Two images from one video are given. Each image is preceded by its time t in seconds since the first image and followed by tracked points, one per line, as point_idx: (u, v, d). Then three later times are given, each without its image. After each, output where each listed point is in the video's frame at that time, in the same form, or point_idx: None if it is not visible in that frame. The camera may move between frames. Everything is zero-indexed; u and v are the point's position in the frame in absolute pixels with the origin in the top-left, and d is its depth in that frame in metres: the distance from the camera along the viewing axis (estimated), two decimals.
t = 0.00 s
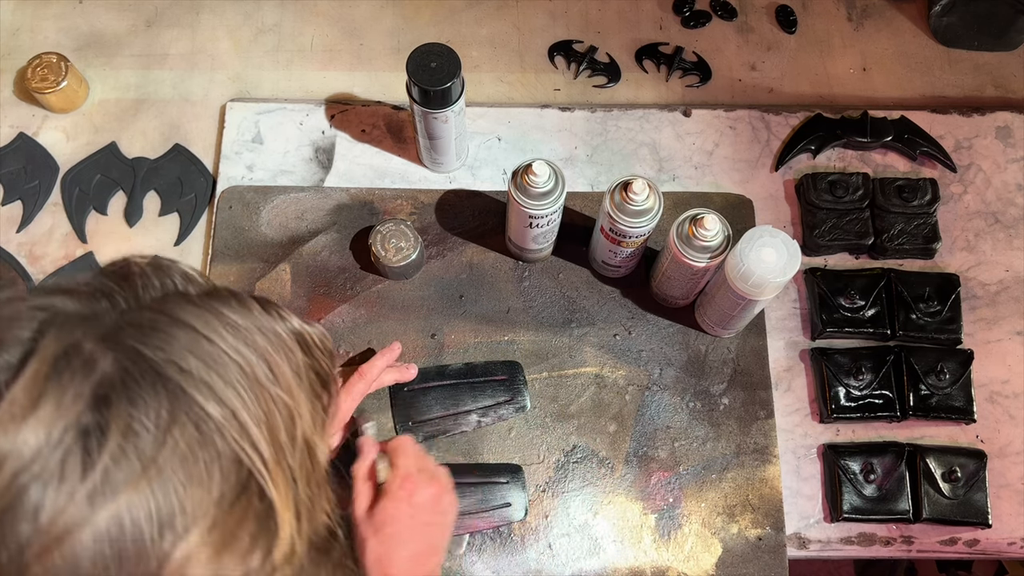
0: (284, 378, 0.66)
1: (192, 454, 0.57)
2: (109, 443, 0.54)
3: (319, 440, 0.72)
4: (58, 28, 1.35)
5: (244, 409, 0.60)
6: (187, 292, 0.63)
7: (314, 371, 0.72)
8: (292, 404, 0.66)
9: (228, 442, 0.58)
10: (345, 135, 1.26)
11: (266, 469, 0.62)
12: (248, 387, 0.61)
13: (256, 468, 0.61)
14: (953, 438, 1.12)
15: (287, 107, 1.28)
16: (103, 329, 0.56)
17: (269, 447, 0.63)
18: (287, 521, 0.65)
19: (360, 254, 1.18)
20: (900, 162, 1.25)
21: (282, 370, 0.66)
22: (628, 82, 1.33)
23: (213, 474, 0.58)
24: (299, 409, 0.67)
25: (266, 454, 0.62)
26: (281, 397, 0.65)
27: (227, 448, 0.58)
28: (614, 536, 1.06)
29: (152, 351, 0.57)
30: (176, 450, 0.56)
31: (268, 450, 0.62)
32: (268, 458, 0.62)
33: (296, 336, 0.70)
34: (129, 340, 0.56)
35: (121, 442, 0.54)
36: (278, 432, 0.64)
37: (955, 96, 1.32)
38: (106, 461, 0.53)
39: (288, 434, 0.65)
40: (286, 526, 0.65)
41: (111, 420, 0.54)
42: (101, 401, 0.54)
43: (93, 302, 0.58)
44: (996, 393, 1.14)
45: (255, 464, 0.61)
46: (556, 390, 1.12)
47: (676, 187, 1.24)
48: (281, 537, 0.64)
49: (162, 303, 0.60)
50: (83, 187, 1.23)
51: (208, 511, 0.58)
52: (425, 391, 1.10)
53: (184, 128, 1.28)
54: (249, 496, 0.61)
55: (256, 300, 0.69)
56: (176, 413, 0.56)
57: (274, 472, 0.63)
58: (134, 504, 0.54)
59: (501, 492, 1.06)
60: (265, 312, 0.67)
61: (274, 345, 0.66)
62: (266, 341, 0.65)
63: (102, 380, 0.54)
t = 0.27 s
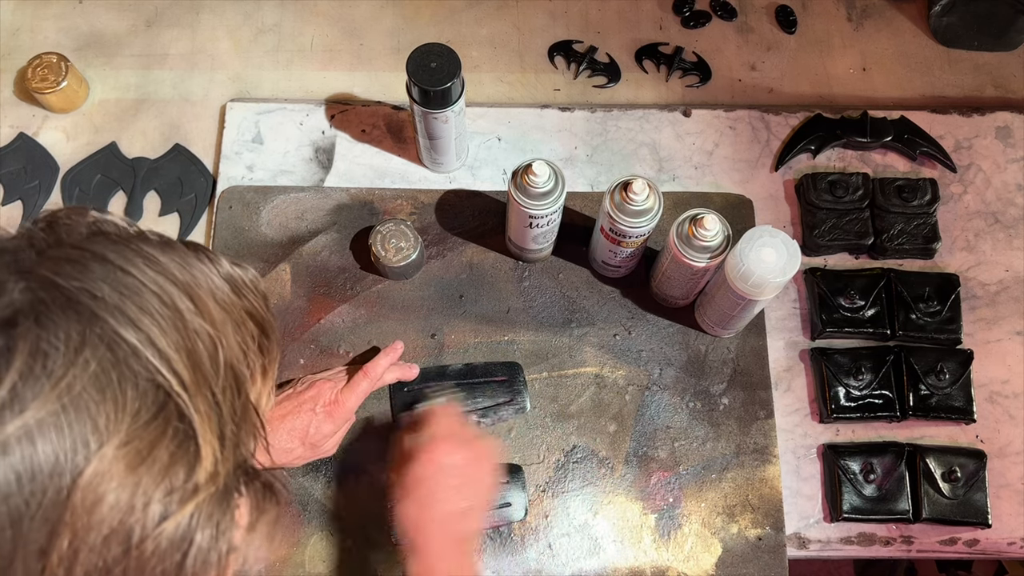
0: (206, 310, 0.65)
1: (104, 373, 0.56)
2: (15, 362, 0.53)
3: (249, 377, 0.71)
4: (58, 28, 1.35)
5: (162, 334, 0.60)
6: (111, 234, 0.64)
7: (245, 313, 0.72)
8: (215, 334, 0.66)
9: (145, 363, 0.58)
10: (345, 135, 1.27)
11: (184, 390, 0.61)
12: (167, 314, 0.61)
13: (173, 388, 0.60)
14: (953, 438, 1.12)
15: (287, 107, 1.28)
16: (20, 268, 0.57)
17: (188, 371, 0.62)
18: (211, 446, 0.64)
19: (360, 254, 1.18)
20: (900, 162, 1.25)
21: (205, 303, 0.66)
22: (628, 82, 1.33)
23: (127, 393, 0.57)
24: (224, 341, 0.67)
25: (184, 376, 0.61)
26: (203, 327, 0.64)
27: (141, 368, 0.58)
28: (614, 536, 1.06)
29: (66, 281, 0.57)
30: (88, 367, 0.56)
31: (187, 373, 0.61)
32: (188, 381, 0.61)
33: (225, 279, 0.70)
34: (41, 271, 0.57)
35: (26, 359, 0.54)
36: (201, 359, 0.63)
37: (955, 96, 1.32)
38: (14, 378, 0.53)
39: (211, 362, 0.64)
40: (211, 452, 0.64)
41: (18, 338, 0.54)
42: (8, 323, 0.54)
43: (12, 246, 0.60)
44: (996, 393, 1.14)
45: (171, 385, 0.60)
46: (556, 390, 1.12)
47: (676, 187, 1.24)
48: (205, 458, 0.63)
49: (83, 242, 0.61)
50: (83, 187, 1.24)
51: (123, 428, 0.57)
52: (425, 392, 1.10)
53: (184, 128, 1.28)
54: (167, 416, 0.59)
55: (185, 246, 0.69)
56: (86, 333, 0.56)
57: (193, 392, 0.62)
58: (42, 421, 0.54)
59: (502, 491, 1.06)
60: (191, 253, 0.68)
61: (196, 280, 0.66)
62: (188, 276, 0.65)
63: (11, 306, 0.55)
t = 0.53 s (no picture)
0: (195, 287, 0.64)
1: (87, 346, 0.56)
2: None
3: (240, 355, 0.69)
4: (58, 28, 1.35)
5: (147, 309, 0.59)
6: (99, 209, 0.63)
7: (237, 291, 0.71)
8: (203, 311, 0.64)
9: (129, 336, 0.58)
10: (345, 135, 1.26)
11: (169, 364, 0.60)
12: (152, 288, 0.60)
13: (158, 362, 0.59)
14: (953, 438, 1.12)
15: (287, 107, 1.28)
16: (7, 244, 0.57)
17: (175, 347, 0.61)
18: (196, 421, 0.63)
19: (360, 254, 1.18)
20: (900, 162, 1.25)
21: (193, 279, 0.64)
22: (628, 82, 1.33)
23: (111, 364, 0.57)
24: (214, 318, 0.65)
25: (169, 351, 0.60)
26: (190, 303, 0.63)
27: (124, 340, 0.57)
28: (614, 536, 1.06)
29: (50, 255, 0.57)
30: (72, 339, 0.55)
31: (173, 348, 0.60)
32: (173, 355, 0.61)
33: (217, 260, 0.68)
34: (26, 245, 0.57)
35: (11, 330, 0.54)
36: (188, 335, 0.62)
37: (955, 96, 1.32)
38: None
39: (198, 337, 0.63)
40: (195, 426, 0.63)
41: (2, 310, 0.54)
42: None
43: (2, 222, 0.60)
44: (996, 393, 1.14)
45: (155, 358, 0.59)
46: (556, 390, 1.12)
47: (676, 187, 1.24)
48: (190, 431, 0.63)
49: (69, 217, 0.60)
50: (83, 187, 1.24)
51: (107, 400, 0.57)
52: (425, 393, 1.10)
53: (184, 128, 1.28)
54: (152, 390, 0.59)
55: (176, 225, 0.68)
56: (69, 306, 0.56)
57: (178, 364, 0.61)
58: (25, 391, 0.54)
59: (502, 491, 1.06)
60: (181, 233, 0.66)
61: (185, 256, 0.65)
62: (176, 252, 0.64)
63: None
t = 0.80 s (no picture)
0: (229, 301, 0.65)
1: (128, 360, 0.56)
2: (42, 346, 0.53)
3: (268, 370, 0.70)
4: (58, 28, 1.35)
5: (187, 324, 0.60)
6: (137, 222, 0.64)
7: (267, 305, 0.72)
8: (237, 326, 0.65)
9: (169, 351, 0.58)
10: (345, 135, 1.27)
11: (206, 379, 0.61)
12: (191, 304, 0.61)
13: (196, 378, 0.60)
14: (953, 438, 1.12)
15: (287, 107, 1.28)
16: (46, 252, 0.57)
17: (212, 361, 0.62)
18: (230, 438, 0.64)
19: (360, 254, 1.18)
20: (900, 162, 1.25)
21: (228, 294, 0.65)
22: (628, 82, 1.33)
23: (151, 381, 0.57)
24: (246, 334, 0.66)
25: (206, 366, 0.61)
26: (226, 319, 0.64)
27: (166, 355, 0.58)
28: (614, 536, 1.06)
29: (92, 267, 0.57)
30: (113, 353, 0.56)
31: (210, 364, 0.61)
32: (211, 371, 0.61)
33: (247, 271, 0.70)
34: (68, 256, 0.57)
35: (53, 343, 0.54)
36: (223, 349, 0.63)
37: (955, 96, 1.32)
38: (40, 362, 0.53)
39: (233, 352, 0.64)
40: (229, 443, 0.63)
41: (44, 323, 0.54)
42: (35, 307, 0.54)
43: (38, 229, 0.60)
44: (996, 393, 1.14)
45: (194, 374, 0.60)
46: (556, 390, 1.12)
47: (676, 187, 1.24)
48: (225, 450, 0.63)
49: (109, 228, 0.61)
50: (83, 187, 1.23)
51: (146, 416, 0.57)
52: (426, 390, 1.10)
53: (184, 128, 1.28)
54: (189, 406, 0.60)
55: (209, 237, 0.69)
56: (112, 319, 0.56)
57: (217, 382, 0.62)
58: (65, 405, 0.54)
59: (503, 490, 1.06)
60: (216, 245, 0.68)
61: (220, 270, 0.66)
62: (213, 266, 0.65)
63: (39, 291, 0.55)
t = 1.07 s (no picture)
0: (263, 388, 0.63)
1: (146, 462, 0.55)
2: (56, 443, 0.53)
3: (296, 454, 0.68)
4: (58, 28, 1.35)
5: (212, 417, 0.58)
6: (174, 291, 0.61)
7: (301, 380, 0.69)
8: (268, 418, 0.63)
9: (188, 453, 0.57)
10: (345, 135, 1.26)
11: (227, 484, 0.59)
12: (219, 394, 0.59)
13: (216, 483, 0.58)
14: (953, 438, 1.12)
15: (287, 107, 1.28)
16: (75, 323, 0.55)
17: (235, 460, 0.60)
18: (243, 542, 0.63)
19: (360, 254, 1.18)
20: (901, 162, 1.25)
21: (261, 377, 0.63)
22: (628, 82, 1.33)
23: (166, 485, 0.56)
24: (277, 425, 0.64)
25: (228, 470, 0.59)
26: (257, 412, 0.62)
27: (184, 459, 0.56)
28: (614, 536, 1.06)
29: (119, 350, 0.55)
30: (130, 455, 0.55)
31: (234, 465, 0.59)
32: (233, 474, 0.60)
33: (285, 343, 0.67)
34: (97, 335, 0.55)
35: (69, 442, 0.53)
36: (250, 446, 0.61)
37: (955, 96, 1.32)
38: (51, 461, 0.53)
39: (261, 449, 0.62)
40: (241, 546, 0.63)
41: (63, 419, 0.53)
42: (56, 397, 0.53)
43: (72, 291, 0.57)
44: (996, 393, 1.14)
45: (214, 480, 0.58)
46: (556, 390, 1.12)
47: (676, 187, 1.24)
48: (235, 554, 0.63)
49: (143, 299, 0.58)
50: (82, 187, 1.23)
51: (158, 520, 0.57)
52: (425, 391, 1.10)
53: (184, 128, 1.28)
54: (204, 512, 0.59)
55: (250, 305, 0.66)
56: (134, 417, 0.55)
57: (241, 488, 0.61)
58: (77, 505, 0.54)
59: (501, 493, 1.06)
60: (254, 318, 0.64)
61: (256, 350, 0.63)
62: (250, 349, 0.62)
63: (61, 375, 0.53)
